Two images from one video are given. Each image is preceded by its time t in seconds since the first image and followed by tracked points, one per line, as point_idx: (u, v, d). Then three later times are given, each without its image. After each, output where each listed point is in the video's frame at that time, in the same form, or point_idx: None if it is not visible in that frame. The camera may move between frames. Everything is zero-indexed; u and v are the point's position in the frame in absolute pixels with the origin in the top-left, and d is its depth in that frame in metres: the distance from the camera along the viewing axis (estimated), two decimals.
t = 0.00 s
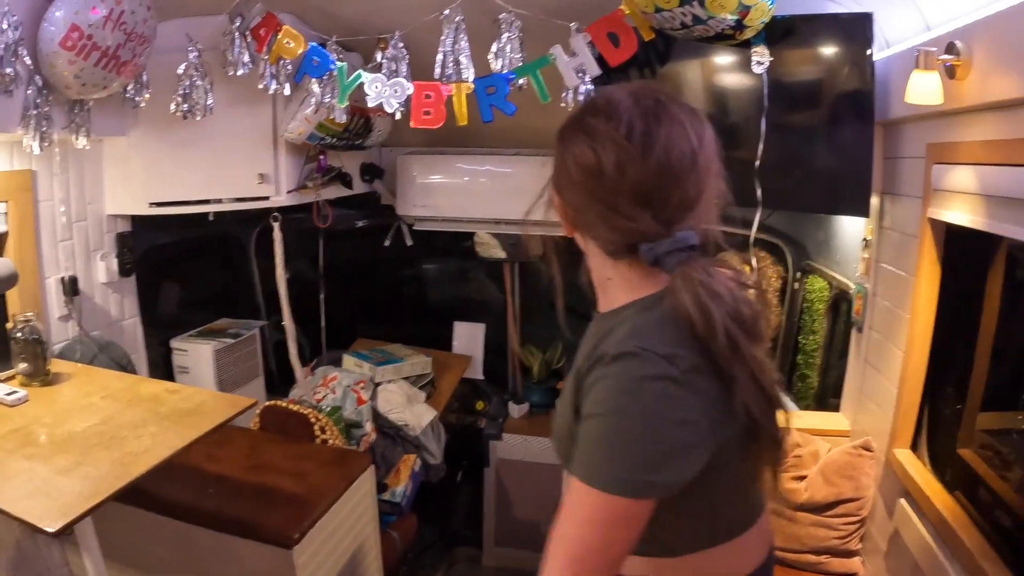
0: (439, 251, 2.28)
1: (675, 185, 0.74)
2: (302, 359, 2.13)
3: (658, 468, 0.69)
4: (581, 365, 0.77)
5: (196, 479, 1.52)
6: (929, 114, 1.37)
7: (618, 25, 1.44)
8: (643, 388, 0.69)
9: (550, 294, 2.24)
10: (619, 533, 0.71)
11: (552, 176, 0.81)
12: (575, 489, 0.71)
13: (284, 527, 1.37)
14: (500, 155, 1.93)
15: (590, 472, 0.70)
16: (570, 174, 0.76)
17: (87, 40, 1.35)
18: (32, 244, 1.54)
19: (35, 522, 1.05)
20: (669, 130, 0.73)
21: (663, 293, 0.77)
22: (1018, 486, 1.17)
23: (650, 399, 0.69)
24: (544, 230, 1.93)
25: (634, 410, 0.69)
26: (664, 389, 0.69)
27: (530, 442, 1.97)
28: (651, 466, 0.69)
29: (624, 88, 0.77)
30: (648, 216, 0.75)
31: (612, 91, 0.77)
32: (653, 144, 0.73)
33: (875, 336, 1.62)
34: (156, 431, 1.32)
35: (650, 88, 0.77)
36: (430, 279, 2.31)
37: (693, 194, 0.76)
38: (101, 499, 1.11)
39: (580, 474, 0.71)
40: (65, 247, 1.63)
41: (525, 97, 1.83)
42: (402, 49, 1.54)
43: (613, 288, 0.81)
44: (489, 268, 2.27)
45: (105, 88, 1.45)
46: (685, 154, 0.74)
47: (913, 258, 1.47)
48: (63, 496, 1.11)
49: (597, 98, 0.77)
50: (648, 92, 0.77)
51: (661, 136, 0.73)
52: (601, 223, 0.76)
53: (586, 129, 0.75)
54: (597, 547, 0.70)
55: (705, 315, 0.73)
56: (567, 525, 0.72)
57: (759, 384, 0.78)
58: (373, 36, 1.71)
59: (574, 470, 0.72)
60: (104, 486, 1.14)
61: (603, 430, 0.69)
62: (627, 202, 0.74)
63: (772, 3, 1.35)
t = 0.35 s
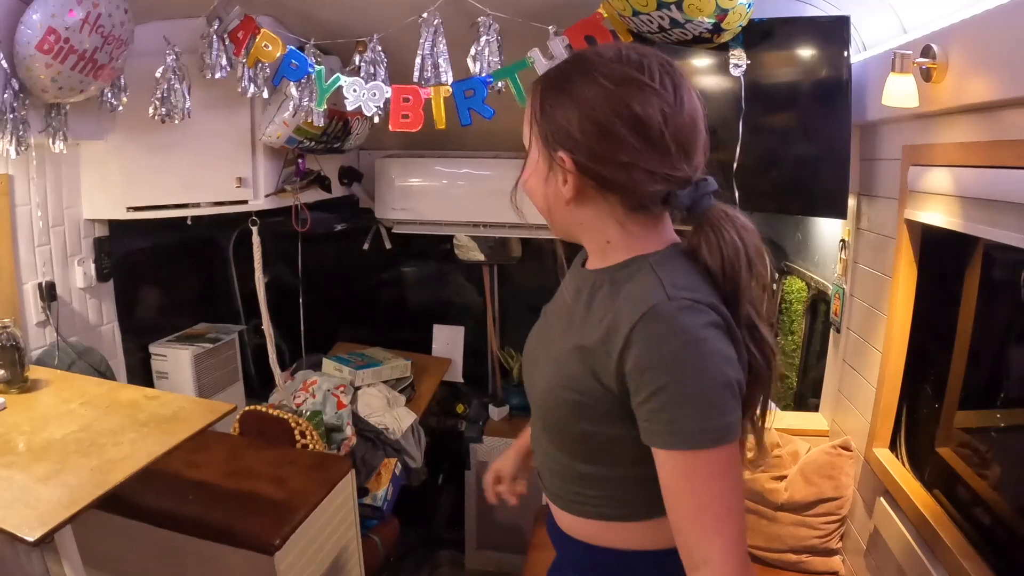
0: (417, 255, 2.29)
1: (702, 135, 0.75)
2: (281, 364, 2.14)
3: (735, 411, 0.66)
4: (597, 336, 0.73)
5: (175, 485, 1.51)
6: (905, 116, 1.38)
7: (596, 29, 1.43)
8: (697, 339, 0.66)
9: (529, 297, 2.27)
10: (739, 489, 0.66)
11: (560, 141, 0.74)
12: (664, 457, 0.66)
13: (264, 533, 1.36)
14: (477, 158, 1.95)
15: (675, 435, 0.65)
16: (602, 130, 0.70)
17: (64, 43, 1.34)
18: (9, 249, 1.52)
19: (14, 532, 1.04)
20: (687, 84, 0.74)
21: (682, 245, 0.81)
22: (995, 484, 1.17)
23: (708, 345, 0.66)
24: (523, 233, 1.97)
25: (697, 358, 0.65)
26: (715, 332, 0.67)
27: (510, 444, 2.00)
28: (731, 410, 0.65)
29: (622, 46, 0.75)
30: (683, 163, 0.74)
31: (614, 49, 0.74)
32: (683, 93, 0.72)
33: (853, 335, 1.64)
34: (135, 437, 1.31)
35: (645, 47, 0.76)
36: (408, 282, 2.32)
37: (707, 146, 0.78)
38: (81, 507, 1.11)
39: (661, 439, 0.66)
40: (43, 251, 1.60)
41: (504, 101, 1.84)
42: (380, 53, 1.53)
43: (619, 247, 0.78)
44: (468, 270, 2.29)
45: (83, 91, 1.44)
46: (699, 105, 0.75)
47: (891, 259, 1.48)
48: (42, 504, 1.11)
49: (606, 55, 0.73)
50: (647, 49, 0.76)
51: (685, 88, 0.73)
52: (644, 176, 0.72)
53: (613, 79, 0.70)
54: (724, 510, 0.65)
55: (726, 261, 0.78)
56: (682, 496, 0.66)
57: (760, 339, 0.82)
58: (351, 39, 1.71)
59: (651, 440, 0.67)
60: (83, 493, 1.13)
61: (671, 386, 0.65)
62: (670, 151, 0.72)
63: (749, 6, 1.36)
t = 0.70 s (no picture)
0: (400, 256, 2.32)
1: (754, 185, 0.71)
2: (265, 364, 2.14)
3: (698, 509, 0.67)
4: (587, 388, 0.74)
5: (157, 490, 1.49)
6: (891, 114, 1.38)
7: (580, 27, 1.42)
8: (674, 421, 0.66)
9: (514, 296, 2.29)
10: None
11: (599, 170, 0.71)
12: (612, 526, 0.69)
13: (247, 538, 1.34)
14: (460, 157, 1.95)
15: (624, 519, 0.68)
16: (638, 169, 0.68)
17: (43, 43, 1.30)
18: None
19: None
20: (752, 125, 0.69)
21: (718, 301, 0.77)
22: (983, 482, 1.17)
23: (683, 434, 0.66)
24: (508, 232, 1.96)
25: (665, 447, 0.66)
26: (698, 419, 0.67)
27: (495, 444, 2.02)
28: (692, 508, 0.66)
29: (688, 73, 0.70)
30: (727, 220, 0.71)
31: (677, 75, 0.69)
32: (742, 139, 0.68)
33: (841, 334, 1.64)
34: (116, 443, 1.29)
35: (716, 74, 0.71)
36: (391, 282, 2.35)
37: (766, 191, 0.74)
38: (62, 515, 1.09)
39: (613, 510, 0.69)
40: (22, 255, 1.58)
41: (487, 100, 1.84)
42: (362, 51, 1.52)
43: (648, 288, 0.78)
44: (452, 270, 2.32)
45: (61, 92, 1.42)
46: (761, 151, 0.71)
47: (876, 257, 1.47)
48: (21, 513, 1.09)
49: (666, 81, 0.69)
50: (718, 78, 0.71)
51: (747, 132, 0.68)
52: (678, 226, 0.70)
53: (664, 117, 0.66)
54: None
55: (764, 337, 0.74)
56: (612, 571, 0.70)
57: (789, 419, 0.80)
58: (334, 38, 1.69)
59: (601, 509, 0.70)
60: (64, 501, 1.12)
61: (631, 470, 0.67)
62: (711, 204, 0.69)
63: (734, 4, 1.34)
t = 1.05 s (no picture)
0: (389, 252, 2.34)
1: (735, 176, 0.74)
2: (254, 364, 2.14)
3: (683, 478, 0.71)
4: (578, 360, 0.78)
5: (145, 491, 1.48)
6: (878, 105, 1.37)
7: (564, 21, 1.42)
8: (655, 388, 0.70)
9: (503, 292, 2.30)
10: (660, 551, 0.72)
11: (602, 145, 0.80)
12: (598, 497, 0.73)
13: (236, 538, 1.34)
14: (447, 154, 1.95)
15: (612, 487, 0.71)
16: (628, 146, 0.75)
17: (25, 42, 1.28)
18: None
19: None
20: (743, 118, 0.72)
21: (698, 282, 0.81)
22: (974, 474, 1.16)
23: (671, 404, 0.70)
24: (496, 229, 1.96)
25: (652, 415, 0.70)
26: (685, 390, 0.71)
27: (485, 441, 2.02)
28: (678, 477, 0.70)
29: (698, 65, 0.75)
30: (704, 203, 0.74)
31: (685, 66, 0.75)
32: (725, 130, 0.71)
33: (830, 327, 1.64)
34: (102, 445, 1.28)
35: (726, 69, 0.76)
36: (381, 280, 2.37)
37: (752, 188, 0.76)
38: (47, 517, 1.08)
39: (598, 479, 0.72)
40: (8, 256, 1.56)
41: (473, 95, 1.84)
42: (347, 48, 1.50)
43: (644, 268, 0.82)
44: (440, 267, 2.33)
45: (44, 91, 1.40)
46: (753, 144, 0.74)
47: (865, 250, 1.47)
48: (6, 516, 1.08)
49: (671, 70, 0.75)
50: (725, 72, 0.75)
51: (734, 123, 0.72)
52: (651, 201, 0.75)
53: (656, 100, 0.73)
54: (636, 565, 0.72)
55: (731, 325, 0.77)
56: (601, 538, 0.74)
57: (771, 406, 0.81)
58: (318, 35, 1.69)
59: (589, 479, 0.74)
60: (49, 503, 1.11)
61: (621, 437, 0.71)
62: (684, 185, 0.73)
63: None
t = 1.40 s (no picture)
0: (383, 254, 2.34)
1: (690, 153, 0.76)
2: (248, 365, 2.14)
3: (651, 473, 0.72)
4: (551, 358, 0.79)
5: (139, 493, 1.48)
6: (870, 107, 1.38)
7: (558, 23, 1.42)
8: (623, 387, 0.72)
9: (496, 293, 2.31)
10: (632, 544, 0.74)
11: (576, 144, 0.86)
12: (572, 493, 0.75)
13: (230, 540, 1.33)
14: (441, 155, 1.95)
15: (582, 481, 0.73)
16: (591, 137, 0.81)
17: (18, 44, 1.27)
18: None
19: None
20: (692, 99, 0.76)
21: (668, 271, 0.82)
22: (967, 475, 1.17)
23: (637, 402, 0.71)
24: (490, 230, 1.96)
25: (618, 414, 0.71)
26: (652, 389, 0.72)
27: (479, 443, 2.02)
28: (646, 473, 0.72)
29: (656, 61, 0.81)
30: (659, 181, 0.77)
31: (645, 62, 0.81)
32: (673, 110, 0.75)
33: (822, 328, 1.64)
34: (96, 448, 1.28)
35: (683, 63, 0.81)
36: (375, 281, 2.37)
37: (714, 168, 0.77)
38: (42, 520, 1.08)
39: (571, 476, 0.74)
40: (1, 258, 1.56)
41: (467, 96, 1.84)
42: (340, 50, 1.50)
43: (621, 260, 0.85)
44: (434, 269, 2.34)
45: (37, 93, 1.39)
46: (705, 124, 0.76)
47: (858, 251, 1.48)
48: None
49: (631, 68, 0.81)
50: (681, 66, 0.80)
51: (682, 104, 0.75)
52: (612, 184, 0.79)
53: (615, 92, 0.78)
54: (610, 560, 0.74)
55: (688, 305, 0.77)
56: (576, 531, 0.76)
57: (741, 395, 0.82)
58: (311, 36, 1.69)
59: (563, 474, 0.75)
60: (43, 507, 1.10)
61: (589, 435, 0.72)
62: (639, 165, 0.77)
63: None
